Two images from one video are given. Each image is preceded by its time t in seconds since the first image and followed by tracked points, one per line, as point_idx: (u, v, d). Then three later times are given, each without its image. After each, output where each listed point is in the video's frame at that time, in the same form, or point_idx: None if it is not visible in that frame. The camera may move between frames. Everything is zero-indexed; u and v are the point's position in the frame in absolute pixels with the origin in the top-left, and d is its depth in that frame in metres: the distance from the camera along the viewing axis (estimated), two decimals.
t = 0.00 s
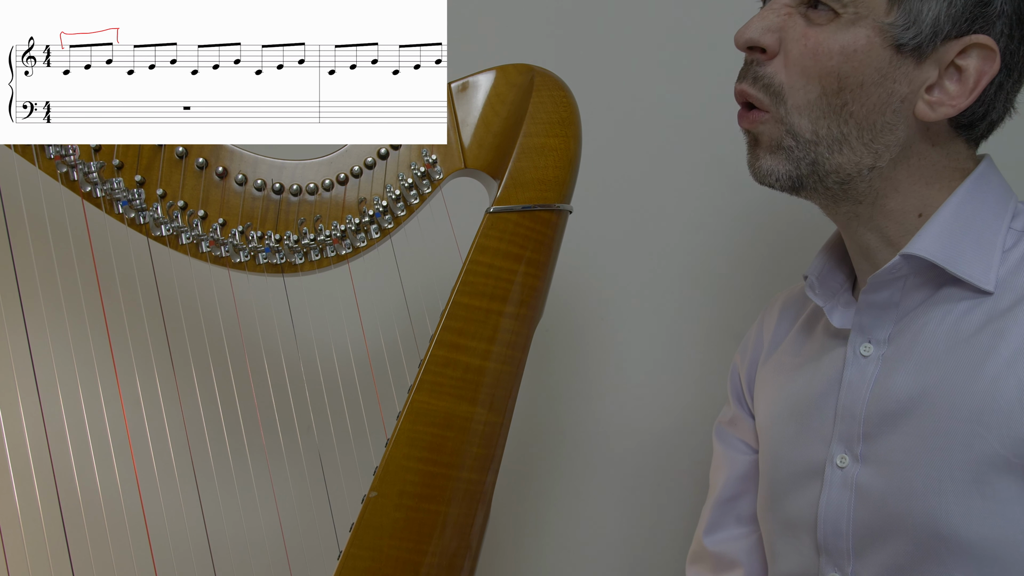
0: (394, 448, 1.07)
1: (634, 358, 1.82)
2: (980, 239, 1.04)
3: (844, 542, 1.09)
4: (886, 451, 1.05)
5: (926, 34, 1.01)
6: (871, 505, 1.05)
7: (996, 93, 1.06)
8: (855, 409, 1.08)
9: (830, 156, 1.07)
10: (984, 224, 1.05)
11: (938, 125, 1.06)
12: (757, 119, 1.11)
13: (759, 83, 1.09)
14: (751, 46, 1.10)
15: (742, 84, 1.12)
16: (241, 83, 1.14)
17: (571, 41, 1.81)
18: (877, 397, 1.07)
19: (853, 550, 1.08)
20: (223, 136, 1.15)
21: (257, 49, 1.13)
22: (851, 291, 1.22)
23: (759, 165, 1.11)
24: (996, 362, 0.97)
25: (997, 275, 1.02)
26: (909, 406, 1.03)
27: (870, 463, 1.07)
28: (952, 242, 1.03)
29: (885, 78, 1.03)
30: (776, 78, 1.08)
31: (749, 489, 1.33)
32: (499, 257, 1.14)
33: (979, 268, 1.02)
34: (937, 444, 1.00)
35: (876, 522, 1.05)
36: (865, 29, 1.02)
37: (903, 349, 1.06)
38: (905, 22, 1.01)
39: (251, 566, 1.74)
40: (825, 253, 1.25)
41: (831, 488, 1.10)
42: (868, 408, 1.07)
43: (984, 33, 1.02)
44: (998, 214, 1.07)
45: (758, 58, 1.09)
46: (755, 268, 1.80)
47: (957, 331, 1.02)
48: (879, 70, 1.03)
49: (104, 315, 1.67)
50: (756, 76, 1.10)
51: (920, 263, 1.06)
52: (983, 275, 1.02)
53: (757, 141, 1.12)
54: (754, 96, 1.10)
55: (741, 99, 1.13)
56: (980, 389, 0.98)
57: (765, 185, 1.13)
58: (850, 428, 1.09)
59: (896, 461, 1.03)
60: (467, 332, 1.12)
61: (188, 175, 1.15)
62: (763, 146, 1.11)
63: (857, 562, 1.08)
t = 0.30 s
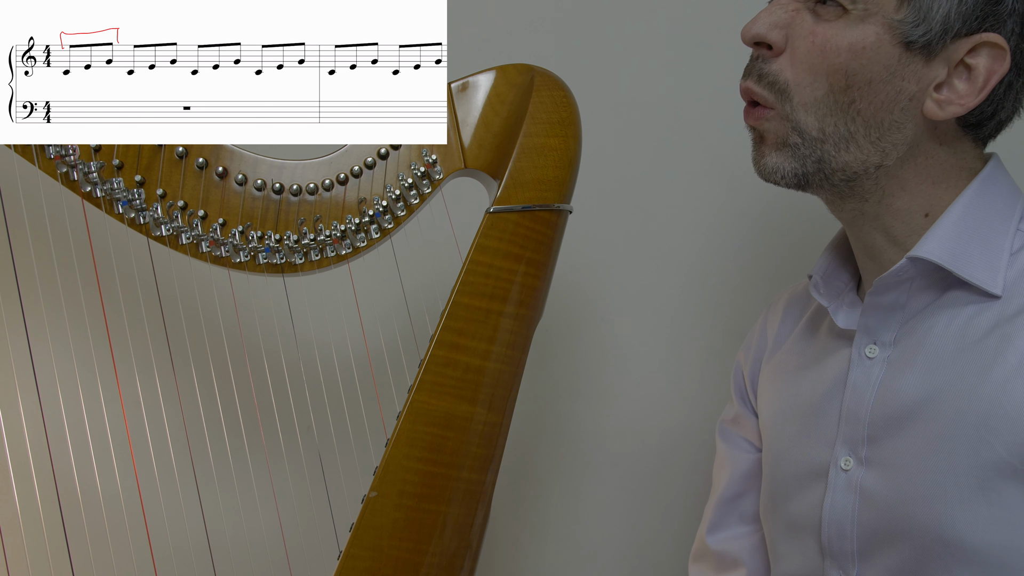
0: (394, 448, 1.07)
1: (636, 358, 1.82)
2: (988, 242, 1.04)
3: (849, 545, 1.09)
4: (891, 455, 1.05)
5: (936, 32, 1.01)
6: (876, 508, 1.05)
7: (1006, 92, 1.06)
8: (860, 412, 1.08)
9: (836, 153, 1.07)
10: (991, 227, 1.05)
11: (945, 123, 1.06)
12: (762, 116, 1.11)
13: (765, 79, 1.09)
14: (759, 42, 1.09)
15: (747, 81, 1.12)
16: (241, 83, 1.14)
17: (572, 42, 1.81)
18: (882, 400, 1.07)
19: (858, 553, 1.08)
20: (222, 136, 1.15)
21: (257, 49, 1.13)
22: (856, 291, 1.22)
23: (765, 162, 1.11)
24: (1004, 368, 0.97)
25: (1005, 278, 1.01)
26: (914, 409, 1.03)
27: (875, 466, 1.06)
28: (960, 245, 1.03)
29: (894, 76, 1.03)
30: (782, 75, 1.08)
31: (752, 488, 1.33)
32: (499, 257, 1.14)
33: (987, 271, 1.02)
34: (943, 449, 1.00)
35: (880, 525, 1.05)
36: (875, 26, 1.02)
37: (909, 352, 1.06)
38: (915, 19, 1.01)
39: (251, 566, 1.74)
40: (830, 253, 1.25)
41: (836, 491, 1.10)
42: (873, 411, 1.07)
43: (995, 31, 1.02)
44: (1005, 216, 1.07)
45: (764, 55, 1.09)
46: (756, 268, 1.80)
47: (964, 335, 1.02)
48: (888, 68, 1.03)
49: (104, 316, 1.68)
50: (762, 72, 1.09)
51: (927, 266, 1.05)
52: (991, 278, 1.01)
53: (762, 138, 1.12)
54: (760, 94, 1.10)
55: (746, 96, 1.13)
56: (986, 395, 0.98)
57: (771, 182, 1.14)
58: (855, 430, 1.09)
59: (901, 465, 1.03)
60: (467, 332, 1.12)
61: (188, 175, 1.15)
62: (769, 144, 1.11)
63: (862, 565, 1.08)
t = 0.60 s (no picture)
0: (394, 448, 1.07)
1: (636, 359, 1.82)
2: (993, 245, 1.04)
3: (853, 548, 1.09)
4: (895, 458, 1.05)
5: (942, 31, 1.01)
6: (880, 512, 1.05)
7: (1014, 89, 1.06)
8: (863, 415, 1.08)
9: (840, 152, 1.06)
10: (998, 230, 1.05)
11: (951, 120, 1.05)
12: (767, 114, 1.11)
13: (769, 78, 1.09)
14: (761, 45, 1.10)
15: (751, 80, 1.12)
16: (241, 83, 1.14)
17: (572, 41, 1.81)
18: (886, 403, 1.07)
19: (862, 557, 1.08)
20: (222, 136, 1.15)
21: (257, 49, 1.13)
22: (859, 290, 1.22)
23: (762, 153, 1.11)
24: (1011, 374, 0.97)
25: (1011, 281, 1.01)
26: (918, 413, 1.04)
27: (878, 469, 1.07)
28: (966, 248, 1.03)
29: (898, 76, 1.03)
30: (785, 76, 1.08)
31: (754, 487, 1.33)
32: (499, 257, 1.14)
33: (993, 274, 1.02)
34: (949, 455, 1.00)
35: (882, 529, 1.05)
36: (879, 25, 1.02)
37: (913, 355, 1.06)
38: (920, 19, 1.01)
39: (251, 566, 1.74)
40: (833, 252, 1.24)
41: (838, 493, 1.10)
42: (877, 414, 1.07)
43: (1002, 29, 1.01)
44: (1012, 218, 1.06)
45: (768, 54, 1.10)
46: (756, 268, 1.80)
47: (970, 340, 1.02)
48: (892, 68, 1.03)
49: (104, 316, 1.68)
50: (766, 72, 1.10)
51: (932, 269, 1.05)
52: (997, 282, 1.01)
53: (762, 133, 1.12)
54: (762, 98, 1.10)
55: (750, 97, 1.13)
56: (992, 402, 0.98)
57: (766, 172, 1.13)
58: (858, 432, 1.09)
59: (905, 468, 1.04)
60: (467, 333, 1.12)
61: (188, 175, 1.15)
62: (768, 138, 1.11)
63: (867, 568, 1.09)
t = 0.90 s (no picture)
0: (394, 448, 1.07)
1: (636, 358, 1.82)
2: (990, 238, 1.04)
3: (855, 542, 1.08)
4: (894, 450, 1.05)
5: (934, 24, 1.01)
6: (879, 504, 1.05)
7: (1008, 83, 1.07)
8: (862, 409, 1.08)
9: (840, 147, 1.07)
10: (995, 223, 1.05)
11: (946, 115, 1.06)
12: (769, 113, 1.11)
13: (769, 77, 1.10)
14: (760, 41, 1.11)
15: (752, 79, 1.13)
16: (241, 83, 1.14)
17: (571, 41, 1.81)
18: (884, 396, 1.07)
19: (864, 551, 1.08)
20: (222, 136, 1.15)
21: (257, 49, 1.13)
22: (858, 290, 1.22)
23: (763, 151, 1.11)
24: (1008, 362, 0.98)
25: (1007, 274, 1.02)
26: (918, 406, 1.04)
27: (878, 463, 1.06)
28: (964, 241, 1.03)
29: (893, 68, 1.03)
30: (784, 72, 1.09)
31: (760, 492, 1.33)
32: (499, 257, 1.14)
33: (990, 267, 1.02)
34: (947, 445, 1.00)
35: (881, 521, 1.05)
36: (873, 19, 1.02)
37: (912, 349, 1.06)
38: (912, 13, 1.01)
39: (251, 567, 1.74)
40: (832, 251, 1.25)
41: (839, 488, 1.09)
42: (876, 407, 1.07)
43: (993, 22, 1.02)
44: (1008, 211, 1.07)
45: (767, 53, 1.11)
46: (756, 267, 1.80)
47: (968, 331, 1.02)
48: (887, 60, 1.03)
49: (104, 316, 1.68)
50: (765, 71, 1.10)
51: (930, 262, 1.06)
52: (994, 274, 1.02)
53: (763, 131, 1.12)
54: (765, 89, 1.11)
55: (752, 92, 1.14)
56: (990, 389, 0.98)
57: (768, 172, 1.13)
58: (858, 427, 1.09)
59: (904, 461, 1.03)
60: (468, 333, 1.12)
61: (188, 175, 1.15)
62: (769, 136, 1.11)
63: (868, 563, 1.08)
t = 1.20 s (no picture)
0: (394, 448, 1.07)
1: (636, 357, 1.82)
2: (975, 233, 1.04)
3: (848, 538, 1.08)
4: (885, 445, 1.05)
5: (926, 23, 1.02)
6: (871, 499, 1.05)
7: (994, 82, 1.08)
8: (853, 406, 1.09)
9: (841, 149, 1.06)
10: (979, 220, 1.06)
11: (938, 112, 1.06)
12: (767, 118, 1.10)
13: (767, 84, 1.09)
14: (756, 48, 1.09)
15: (748, 86, 1.11)
16: (241, 83, 1.14)
17: (571, 41, 1.81)
18: (875, 393, 1.07)
19: (858, 546, 1.08)
20: (222, 136, 1.15)
21: (257, 49, 1.13)
22: (849, 293, 1.23)
23: (765, 160, 1.10)
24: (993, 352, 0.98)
25: (991, 269, 1.02)
26: (909, 401, 1.04)
27: (870, 459, 1.06)
28: (948, 237, 1.04)
29: (890, 68, 1.04)
30: (783, 78, 1.07)
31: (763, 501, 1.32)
32: (499, 257, 1.14)
33: (974, 262, 1.03)
34: (936, 436, 1.00)
35: (874, 515, 1.05)
36: (870, 21, 1.03)
37: (901, 346, 1.07)
38: (904, 13, 1.02)
39: (251, 567, 1.74)
40: (822, 257, 1.26)
41: (832, 485, 1.10)
42: (867, 404, 1.08)
43: (982, 20, 1.03)
44: (993, 209, 1.08)
45: (763, 59, 1.09)
46: (754, 267, 1.80)
47: (954, 324, 1.03)
48: (884, 60, 1.03)
49: (104, 316, 1.68)
50: (762, 77, 1.09)
51: (916, 260, 1.06)
52: (978, 269, 1.02)
53: (764, 138, 1.11)
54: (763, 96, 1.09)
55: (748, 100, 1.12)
56: (974, 379, 0.98)
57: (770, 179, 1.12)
58: (849, 424, 1.09)
59: (894, 454, 1.03)
60: (467, 333, 1.12)
61: (188, 175, 1.15)
62: (771, 143, 1.10)
63: (862, 558, 1.08)
